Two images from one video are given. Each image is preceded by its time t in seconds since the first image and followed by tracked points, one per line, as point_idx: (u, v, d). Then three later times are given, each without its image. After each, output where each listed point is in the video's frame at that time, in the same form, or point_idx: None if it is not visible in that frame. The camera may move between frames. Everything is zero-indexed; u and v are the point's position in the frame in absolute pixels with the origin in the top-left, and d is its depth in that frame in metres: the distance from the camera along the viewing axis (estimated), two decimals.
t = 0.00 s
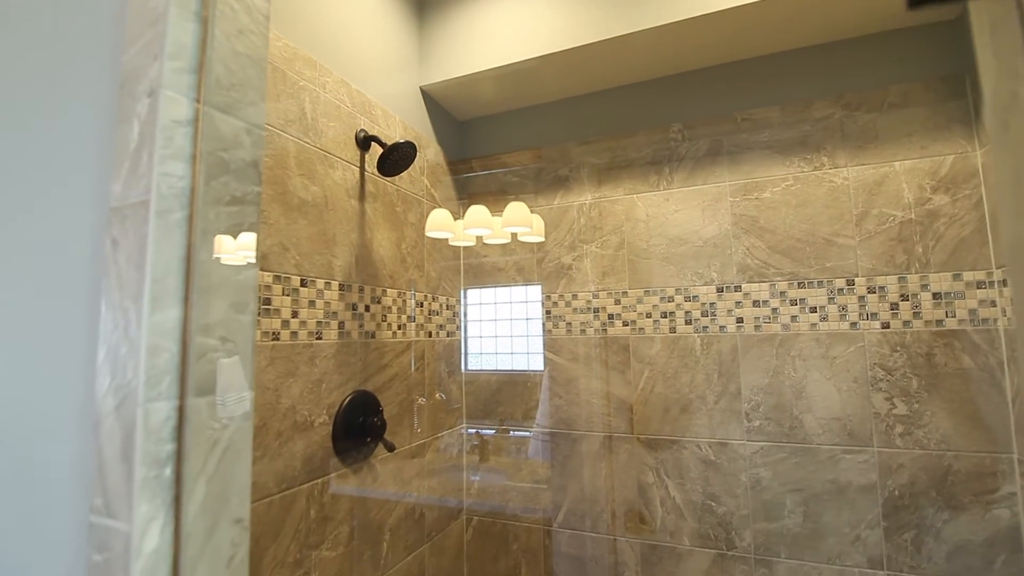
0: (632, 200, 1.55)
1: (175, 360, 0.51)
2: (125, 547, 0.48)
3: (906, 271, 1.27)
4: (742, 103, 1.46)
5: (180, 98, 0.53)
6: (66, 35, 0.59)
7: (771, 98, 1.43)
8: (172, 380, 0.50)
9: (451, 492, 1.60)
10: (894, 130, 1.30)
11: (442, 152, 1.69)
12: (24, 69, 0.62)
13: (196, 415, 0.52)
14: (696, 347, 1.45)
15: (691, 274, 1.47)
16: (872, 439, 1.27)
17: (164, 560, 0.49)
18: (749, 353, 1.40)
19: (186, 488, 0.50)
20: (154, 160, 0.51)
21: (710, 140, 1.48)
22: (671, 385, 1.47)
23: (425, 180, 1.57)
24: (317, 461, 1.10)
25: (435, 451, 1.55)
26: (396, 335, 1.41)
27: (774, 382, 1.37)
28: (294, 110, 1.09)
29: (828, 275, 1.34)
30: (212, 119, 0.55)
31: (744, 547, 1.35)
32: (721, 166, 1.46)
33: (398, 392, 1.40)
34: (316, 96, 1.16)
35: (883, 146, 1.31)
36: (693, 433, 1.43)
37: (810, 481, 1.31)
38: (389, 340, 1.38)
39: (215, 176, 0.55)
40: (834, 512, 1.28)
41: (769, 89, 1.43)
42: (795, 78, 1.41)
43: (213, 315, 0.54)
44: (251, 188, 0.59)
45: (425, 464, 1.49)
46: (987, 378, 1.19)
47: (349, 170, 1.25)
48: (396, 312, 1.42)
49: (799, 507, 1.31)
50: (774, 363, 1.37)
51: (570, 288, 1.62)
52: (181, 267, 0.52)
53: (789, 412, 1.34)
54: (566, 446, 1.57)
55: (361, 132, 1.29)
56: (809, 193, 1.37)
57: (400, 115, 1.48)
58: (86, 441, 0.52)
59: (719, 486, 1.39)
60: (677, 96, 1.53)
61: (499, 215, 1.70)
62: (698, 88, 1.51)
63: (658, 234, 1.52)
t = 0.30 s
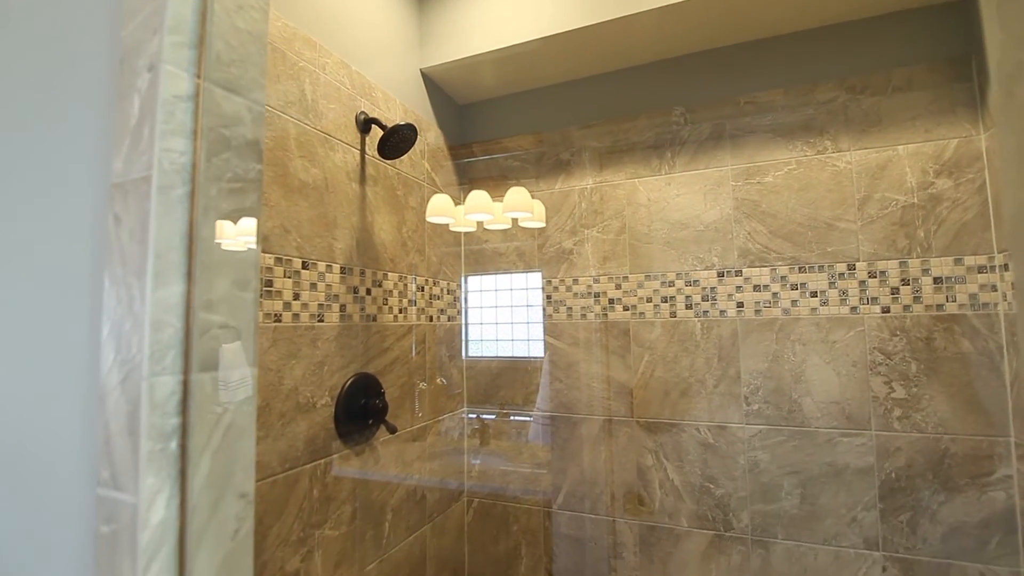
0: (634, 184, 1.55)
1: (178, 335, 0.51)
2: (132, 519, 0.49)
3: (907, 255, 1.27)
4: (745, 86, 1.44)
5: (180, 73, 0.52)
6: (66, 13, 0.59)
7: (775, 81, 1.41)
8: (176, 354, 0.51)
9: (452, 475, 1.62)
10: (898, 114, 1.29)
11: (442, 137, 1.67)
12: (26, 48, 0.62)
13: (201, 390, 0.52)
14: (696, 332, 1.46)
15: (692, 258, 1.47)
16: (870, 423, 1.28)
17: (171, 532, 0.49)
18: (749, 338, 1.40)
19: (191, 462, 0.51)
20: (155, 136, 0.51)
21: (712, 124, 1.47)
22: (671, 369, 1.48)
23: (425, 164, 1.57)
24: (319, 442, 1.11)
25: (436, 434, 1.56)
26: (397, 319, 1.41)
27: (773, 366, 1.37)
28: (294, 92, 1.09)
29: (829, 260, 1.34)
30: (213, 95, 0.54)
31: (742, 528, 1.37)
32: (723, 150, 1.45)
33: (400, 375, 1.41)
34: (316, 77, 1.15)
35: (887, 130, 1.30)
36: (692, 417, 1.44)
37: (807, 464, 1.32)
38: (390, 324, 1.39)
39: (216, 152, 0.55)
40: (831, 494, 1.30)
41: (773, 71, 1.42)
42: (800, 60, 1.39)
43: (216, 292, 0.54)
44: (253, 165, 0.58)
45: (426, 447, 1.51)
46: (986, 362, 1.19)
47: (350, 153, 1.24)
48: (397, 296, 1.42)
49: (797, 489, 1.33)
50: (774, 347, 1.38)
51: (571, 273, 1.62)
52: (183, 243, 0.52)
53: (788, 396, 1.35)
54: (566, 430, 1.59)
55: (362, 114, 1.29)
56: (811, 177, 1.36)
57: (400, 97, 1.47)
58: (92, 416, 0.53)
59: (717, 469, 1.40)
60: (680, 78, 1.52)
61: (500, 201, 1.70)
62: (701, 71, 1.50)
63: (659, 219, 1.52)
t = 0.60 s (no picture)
0: (633, 170, 1.54)
1: (176, 313, 0.51)
2: (132, 494, 0.49)
3: (906, 242, 1.27)
4: (747, 71, 1.43)
5: (176, 49, 0.52)
6: None
7: (777, 66, 1.40)
8: (175, 332, 0.51)
9: (451, 460, 1.63)
10: (899, 99, 1.28)
11: (441, 123, 1.66)
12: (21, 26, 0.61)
13: (199, 368, 0.52)
14: (693, 318, 1.46)
15: (690, 245, 1.47)
16: (865, 408, 1.29)
17: (170, 507, 0.50)
18: (746, 324, 1.41)
19: (190, 439, 0.51)
20: (152, 111, 0.50)
21: (713, 109, 1.46)
22: (668, 355, 1.48)
23: (424, 149, 1.56)
24: (319, 425, 1.12)
25: (435, 420, 1.57)
26: (395, 304, 1.41)
27: (770, 352, 1.38)
28: (292, 74, 1.08)
29: (827, 247, 1.34)
30: (209, 72, 0.54)
31: (736, 512, 1.39)
32: (723, 135, 1.45)
33: (398, 361, 1.42)
34: (313, 59, 1.14)
35: (887, 116, 1.29)
36: (689, 402, 1.45)
37: (802, 449, 1.33)
38: (388, 309, 1.39)
39: (213, 130, 0.54)
40: (826, 478, 1.31)
41: (775, 56, 1.41)
42: (801, 44, 1.38)
43: (214, 271, 0.54)
44: (249, 144, 0.58)
45: (425, 432, 1.52)
46: (981, 349, 1.19)
47: (347, 137, 1.23)
48: (396, 281, 1.42)
49: (792, 474, 1.34)
50: (771, 333, 1.38)
51: (569, 260, 1.62)
52: (181, 220, 0.52)
53: (784, 381, 1.36)
54: (563, 415, 1.60)
55: (359, 98, 1.28)
56: (811, 163, 1.36)
57: (398, 81, 1.46)
58: (91, 394, 0.53)
59: (713, 453, 1.42)
60: (680, 63, 1.51)
61: (498, 187, 1.69)
62: (701, 56, 1.48)
63: (658, 205, 1.51)
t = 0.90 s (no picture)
0: (631, 159, 1.54)
1: (171, 296, 0.51)
2: (129, 475, 0.49)
3: (903, 232, 1.27)
4: (746, 59, 1.42)
5: (169, 30, 0.51)
6: None
7: (777, 54, 1.40)
8: (170, 315, 0.51)
9: (448, 448, 1.64)
10: (898, 88, 1.28)
11: (439, 111, 1.65)
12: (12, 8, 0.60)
13: (195, 352, 0.52)
14: (691, 307, 1.47)
15: (688, 235, 1.47)
16: (860, 397, 1.29)
17: (168, 488, 0.50)
18: (743, 313, 1.41)
19: (187, 421, 0.51)
20: (144, 93, 0.50)
21: (711, 98, 1.45)
22: (665, 344, 1.49)
23: (421, 137, 1.55)
24: (316, 413, 1.12)
25: (432, 409, 1.57)
26: (393, 293, 1.41)
27: (767, 341, 1.38)
28: (287, 60, 1.07)
29: (825, 236, 1.34)
30: (203, 53, 0.53)
31: (731, 499, 1.40)
32: (721, 124, 1.44)
33: (396, 349, 1.42)
34: (308, 45, 1.12)
35: (886, 104, 1.29)
36: (686, 391, 1.46)
37: (797, 437, 1.34)
38: (386, 298, 1.39)
39: (206, 112, 0.54)
40: (821, 466, 1.32)
41: (774, 44, 1.40)
42: (801, 32, 1.37)
43: (209, 255, 0.54)
44: (244, 127, 0.58)
45: (422, 420, 1.52)
46: (975, 338, 1.19)
47: (344, 124, 1.22)
48: (393, 270, 1.42)
49: (786, 461, 1.35)
50: (767, 323, 1.39)
51: (567, 249, 1.62)
52: (175, 204, 0.51)
53: (780, 370, 1.37)
54: (560, 404, 1.60)
55: (356, 85, 1.27)
56: (809, 152, 1.35)
57: (395, 68, 1.45)
58: (87, 377, 0.53)
59: (709, 442, 1.43)
60: (679, 51, 1.50)
61: (496, 176, 1.69)
62: (701, 43, 1.47)
63: (656, 195, 1.51)
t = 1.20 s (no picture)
0: (628, 149, 1.53)
1: (165, 283, 0.51)
2: (125, 461, 0.49)
3: (899, 221, 1.27)
4: (744, 48, 1.42)
5: (159, 14, 0.51)
6: None
7: (775, 43, 1.39)
8: (164, 301, 0.51)
9: (446, 438, 1.64)
10: (896, 77, 1.28)
11: (435, 102, 1.64)
12: None
13: (190, 339, 0.52)
14: (687, 297, 1.47)
15: (685, 225, 1.47)
16: (855, 385, 1.30)
17: (164, 474, 0.50)
18: (740, 303, 1.41)
19: (182, 407, 0.51)
20: (135, 78, 0.50)
21: (709, 87, 1.45)
22: (662, 335, 1.49)
23: (417, 127, 1.54)
24: (314, 403, 1.12)
25: (430, 400, 1.58)
26: (390, 284, 1.41)
27: (763, 330, 1.39)
28: (281, 48, 1.06)
29: (821, 226, 1.34)
30: (194, 38, 0.53)
31: (727, 487, 1.41)
32: (719, 113, 1.43)
33: (393, 340, 1.42)
34: (303, 34, 1.11)
35: (883, 93, 1.29)
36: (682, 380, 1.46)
37: (793, 426, 1.35)
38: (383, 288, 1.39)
39: (198, 97, 0.54)
40: (816, 454, 1.33)
41: (772, 32, 1.39)
42: (799, 20, 1.37)
43: (204, 242, 0.54)
44: (237, 114, 0.57)
45: (420, 411, 1.53)
46: (970, 326, 1.20)
47: (339, 113, 1.22)
48: (390, 261, 1.42)
49: (782, 449, 1.36)
50: (763, 313, 1.39)
51: (564, 240, 1.62)
52: (168, 191, 0.51)
53: (776, 359, 1.37)
54: (557, 394, 1.61)
55: (351, 74, 1.26)
56: (807, 141, 1.35)
57: (391, 57, 1.44)
58: (82, 365, 0.53)
59: (705, 431, 1.44)
60: (678, 39, 1.49)
61: (493, 167, 1.68)
62: (699, 32, 1.47)
63: (654, 185, 1.51)
